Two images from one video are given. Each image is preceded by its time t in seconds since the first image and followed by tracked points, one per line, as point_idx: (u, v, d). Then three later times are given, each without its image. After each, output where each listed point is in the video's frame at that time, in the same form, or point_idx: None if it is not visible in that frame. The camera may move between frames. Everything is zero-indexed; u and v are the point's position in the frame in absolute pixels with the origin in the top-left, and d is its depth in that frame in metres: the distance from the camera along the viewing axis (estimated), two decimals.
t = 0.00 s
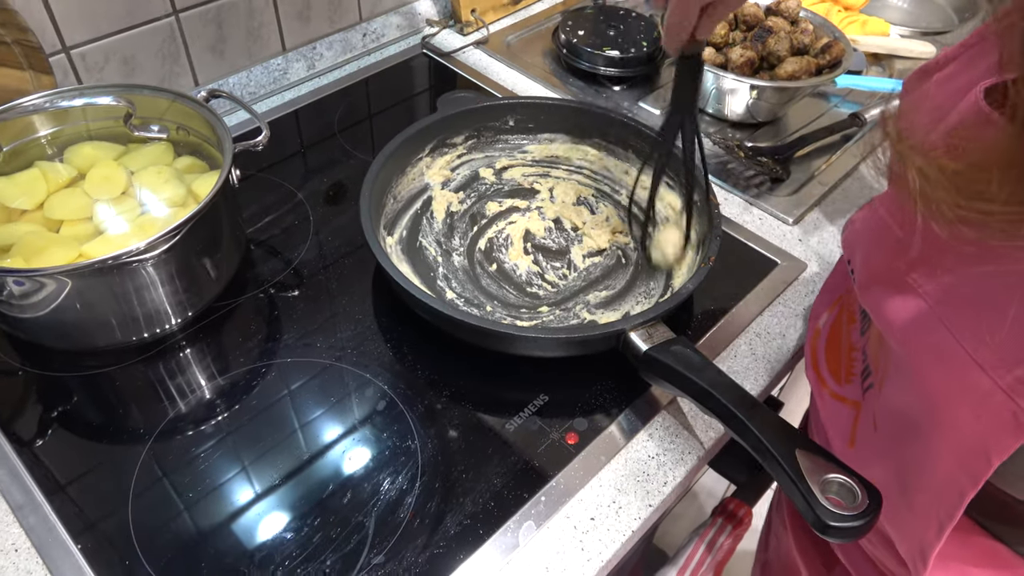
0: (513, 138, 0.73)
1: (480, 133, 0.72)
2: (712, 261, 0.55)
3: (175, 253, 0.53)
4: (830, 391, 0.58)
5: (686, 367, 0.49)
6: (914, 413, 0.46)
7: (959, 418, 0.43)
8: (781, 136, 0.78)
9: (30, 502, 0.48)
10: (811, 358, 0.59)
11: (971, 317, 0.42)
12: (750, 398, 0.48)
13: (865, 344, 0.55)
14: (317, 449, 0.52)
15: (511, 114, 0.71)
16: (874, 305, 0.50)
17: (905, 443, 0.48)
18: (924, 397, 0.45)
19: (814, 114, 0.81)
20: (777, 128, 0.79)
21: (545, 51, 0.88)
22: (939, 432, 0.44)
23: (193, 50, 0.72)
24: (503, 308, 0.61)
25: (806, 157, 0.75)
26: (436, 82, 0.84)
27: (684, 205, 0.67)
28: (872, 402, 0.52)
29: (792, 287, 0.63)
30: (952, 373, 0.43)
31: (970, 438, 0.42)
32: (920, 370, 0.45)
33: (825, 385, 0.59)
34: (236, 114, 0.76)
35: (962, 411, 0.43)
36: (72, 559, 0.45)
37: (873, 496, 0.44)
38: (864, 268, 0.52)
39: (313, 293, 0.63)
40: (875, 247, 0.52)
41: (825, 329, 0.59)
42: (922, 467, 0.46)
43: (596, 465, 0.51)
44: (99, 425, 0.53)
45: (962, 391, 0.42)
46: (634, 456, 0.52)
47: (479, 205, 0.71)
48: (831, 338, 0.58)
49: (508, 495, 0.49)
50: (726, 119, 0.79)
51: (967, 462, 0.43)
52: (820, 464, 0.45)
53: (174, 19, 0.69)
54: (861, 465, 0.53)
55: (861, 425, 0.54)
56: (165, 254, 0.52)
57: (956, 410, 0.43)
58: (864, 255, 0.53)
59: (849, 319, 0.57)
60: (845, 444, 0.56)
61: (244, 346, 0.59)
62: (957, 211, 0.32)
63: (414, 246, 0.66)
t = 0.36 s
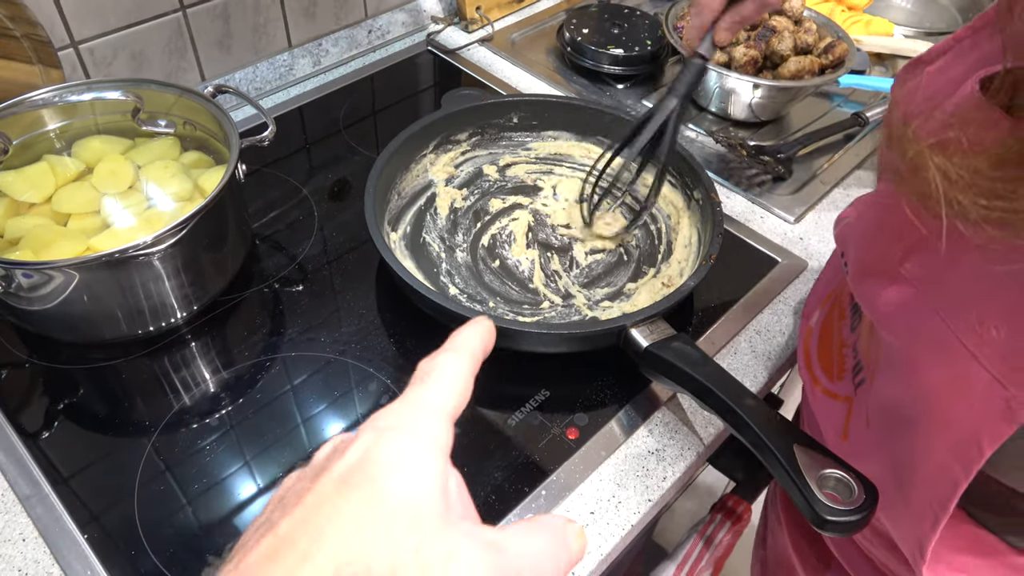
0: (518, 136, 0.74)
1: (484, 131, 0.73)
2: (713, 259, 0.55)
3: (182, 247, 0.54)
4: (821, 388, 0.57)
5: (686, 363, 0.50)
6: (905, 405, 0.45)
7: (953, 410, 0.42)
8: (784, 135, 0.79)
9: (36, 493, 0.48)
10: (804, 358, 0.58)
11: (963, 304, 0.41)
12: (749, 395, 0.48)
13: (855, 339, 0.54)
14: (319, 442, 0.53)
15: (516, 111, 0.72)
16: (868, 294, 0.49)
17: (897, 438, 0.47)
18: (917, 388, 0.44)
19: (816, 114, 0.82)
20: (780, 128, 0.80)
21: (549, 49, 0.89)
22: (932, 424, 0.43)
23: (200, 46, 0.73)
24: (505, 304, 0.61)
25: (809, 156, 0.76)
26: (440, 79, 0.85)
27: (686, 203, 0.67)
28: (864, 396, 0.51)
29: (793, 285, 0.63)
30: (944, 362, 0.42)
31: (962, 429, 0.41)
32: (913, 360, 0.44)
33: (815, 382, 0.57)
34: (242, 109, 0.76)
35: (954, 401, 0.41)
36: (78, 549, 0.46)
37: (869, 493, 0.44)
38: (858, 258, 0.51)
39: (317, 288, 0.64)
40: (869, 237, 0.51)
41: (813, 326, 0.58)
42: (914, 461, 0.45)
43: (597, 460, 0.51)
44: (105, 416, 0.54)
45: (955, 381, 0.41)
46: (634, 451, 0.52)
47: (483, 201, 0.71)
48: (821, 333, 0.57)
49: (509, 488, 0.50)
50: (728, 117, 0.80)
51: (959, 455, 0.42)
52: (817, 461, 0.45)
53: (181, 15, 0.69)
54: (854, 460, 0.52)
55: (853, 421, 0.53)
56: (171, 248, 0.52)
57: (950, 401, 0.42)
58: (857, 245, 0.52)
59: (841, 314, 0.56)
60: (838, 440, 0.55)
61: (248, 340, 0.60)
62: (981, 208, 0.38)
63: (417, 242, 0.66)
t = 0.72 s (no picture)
0: (519, 139, 0.74)
1: (486, 133, 0.72)
2: (716, 263, 0.55)
3: (183, 250, 0.53)
4: (829, 375, 0.58)
5: (688, 368, 0.49)
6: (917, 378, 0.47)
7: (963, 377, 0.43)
8: (787, 137, 0.78)
9: (37, 497, 0.48)
10: (813, 346, 0.59)
11: (981, 273, 0.42)
12: (752, 400, 0.48)
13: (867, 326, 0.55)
14: (321, 445, 0.53)
15: (517, 113, 0.71)
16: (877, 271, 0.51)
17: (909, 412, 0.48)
18: (927, 358, 0.46)
19: (820, 116, 0.81)
20: (783, 130, 0.79)
21: (551, 50, 0.89)
22: (943, 393, 0.44)
23: (201, 47, 0.73)
24: (507, 307, 0.61)
25: (812, 158, 0.75)
26: (443, 81, 0.85)
27: (689, 205, 0.67)
28: (876, 376, 0.52)
29: (796, 289, 0.63)
30: (959, 331, 0.43)
31: (979, 393, 0.42)
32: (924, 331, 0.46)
33: (823, 368, 0.58)
34: (243, 111, 0.76)
35: (965, 366, 0.43)
36: (79, 553, 0.46)
37: (873, 498, 0.44)
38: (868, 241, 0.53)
39: (318, 291, 0.64)
40: (876, 218, 0.53)
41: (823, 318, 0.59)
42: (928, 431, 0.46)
43: (600, 464, 0.51)
44: (107, 420, 0.54)
45: (967, 347, 0.43)
46: (637, 456, 0.52)
47: (485, 204, 0.71)
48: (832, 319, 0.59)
49: (511, 493, 0.49)
50: (731, 119, 0.79)
51: (975, 419, 0.43)
52: (821, 466, 0.45)
53: (182, 17, 0.69)
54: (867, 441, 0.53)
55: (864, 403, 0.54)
56: (172, 252, 0.52)
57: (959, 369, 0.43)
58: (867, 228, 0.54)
59: (850, 302, 0.58)
60: (846, 424, 0.56)
61: (250, 343, 0.60)
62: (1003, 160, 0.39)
63: (419, 245, 0.66)
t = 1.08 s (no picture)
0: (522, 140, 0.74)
1: (489, 132, 0.72)
2: (718, 263, 0.54)
3: (184, 250, 0.53)
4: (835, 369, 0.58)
5: (690, 368, 0.49)
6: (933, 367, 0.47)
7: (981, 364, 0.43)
8: (791, 137, 0.78)
9: (38, 496, 0.48)
10: (821, 339, 0.59)
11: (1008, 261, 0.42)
12: (754, 401, 0.48)
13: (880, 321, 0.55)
14: (322, 444, 0.53)
15: (520, 113, 0.71)
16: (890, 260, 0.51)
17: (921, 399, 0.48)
18: (943, 345, 0.45)
19: (823, 116, 0.81)
20: (786, 130, 0.79)
21: (554, 50, 0.88)
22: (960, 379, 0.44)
23: (203, 46, 0.73)
24: (509, 307, 0.61)
25: (815, 158, 0.75)
26: (445, 80, 0.84)
27: (692, 205, 0.67)
28: (888, 368, 0.53)
29: (798, 290, 0.63)
30: (982, 318, 0.43)
31: (1004, 381, 0.42)
32: (941, 318, 0.46)
33: (830, 363, 0.59)
34: (245, 110, 0.76)
35: (986, 354, 0.42)
36: (79, 552, 0.45)
37: (876, 500, 0.44)
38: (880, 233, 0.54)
39: (319, 290, 0.64)
40: (885, 209, 0.53)
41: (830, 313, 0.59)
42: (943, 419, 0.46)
43: (601, 465, 0.51)
44: (108, 419, 0.54)
45: (986, 332, 0.43)
46: (639, 457, 0.52)
47: (487, 203, 0.71)
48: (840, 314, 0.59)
49: (512, 494, 0.49)
50: (734, 119, 0.79)
51: (997, 406, 0.42)
52: (824, 468, 0.45)
53: (184, 15, 0.69)
54: (876, 433, 0.53)
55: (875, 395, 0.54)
56: (174, 251, 0.52)
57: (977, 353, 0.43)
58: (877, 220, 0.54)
59: (859, 298, 0.59)
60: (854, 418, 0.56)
61: (251, 343, 0.60)
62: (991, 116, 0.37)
63: (421, 244, 0.66)
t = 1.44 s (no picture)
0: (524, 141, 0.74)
1: (491, 132, 0.72)
2: (721, 264, 0.54)
3: (187, 249, 0.53)
4: (836, 371, 0.58)
5: (692, 368, 0.49)
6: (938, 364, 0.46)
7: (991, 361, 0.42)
8: (794, 137, 0.78)
9: (40, 494, 0.48)
10: (821, 338, 0.58)
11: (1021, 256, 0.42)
12: (757, 402, 0.48)
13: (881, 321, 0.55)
14: (324, 443, 0.53)
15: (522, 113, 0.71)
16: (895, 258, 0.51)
17: (926, 399, 0.48)
18: (949, 342, 0.45)
19: (826, 116, 0.81)
20: (790, 129, 0.79)
21: (557, 50, 0.88)
22: (966, 375, 0.44)
23: (206, 46, 0.73)
24: (511, 307, 0.61)
25: (818, 158, 0.75)
26: (448, 80, 0.84)
27: (694, 205, 0.66)
28: (892, 368, 0.52)
29: (801, 291, 0.63)
30: (994, 312, 0.42)
31: (1016, 377, 0.41)
32: (948, 314, 0.45)
33: (830, 364, 0.58)
34: (248, 110, 0.76)
35: (999, 350, 0.42)
36: (82, 550, 0.45)
37: (878, 501, 0.43)
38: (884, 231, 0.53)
39: (321, 290, 0.64)
40: (890, 207, 0.53)
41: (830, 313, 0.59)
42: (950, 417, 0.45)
43: (603, 465, 0.51)
44: (110, 418, 0.54)
45: (999, 328, 0.42)
46: (641, 457, 0.52)
47: (489, 203, 0.71)
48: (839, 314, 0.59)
49: (514, 494, 0.49)
50: (737, 119, 0.79)
51: (1009, 402, 0.41)
52: (826, 468, 0.44)
53: (188, 15, 0.69)
54: (879, 434, 0.53)
55: (877, 396, 0.54)
56: (176, 250, 0.52)
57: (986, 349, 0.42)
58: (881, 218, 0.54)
59: (859, 298, 0.58)
60: (858, 419, 0.55)
61: (254, 342, 0.60)
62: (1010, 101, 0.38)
63: (423, 244, 0.66)
